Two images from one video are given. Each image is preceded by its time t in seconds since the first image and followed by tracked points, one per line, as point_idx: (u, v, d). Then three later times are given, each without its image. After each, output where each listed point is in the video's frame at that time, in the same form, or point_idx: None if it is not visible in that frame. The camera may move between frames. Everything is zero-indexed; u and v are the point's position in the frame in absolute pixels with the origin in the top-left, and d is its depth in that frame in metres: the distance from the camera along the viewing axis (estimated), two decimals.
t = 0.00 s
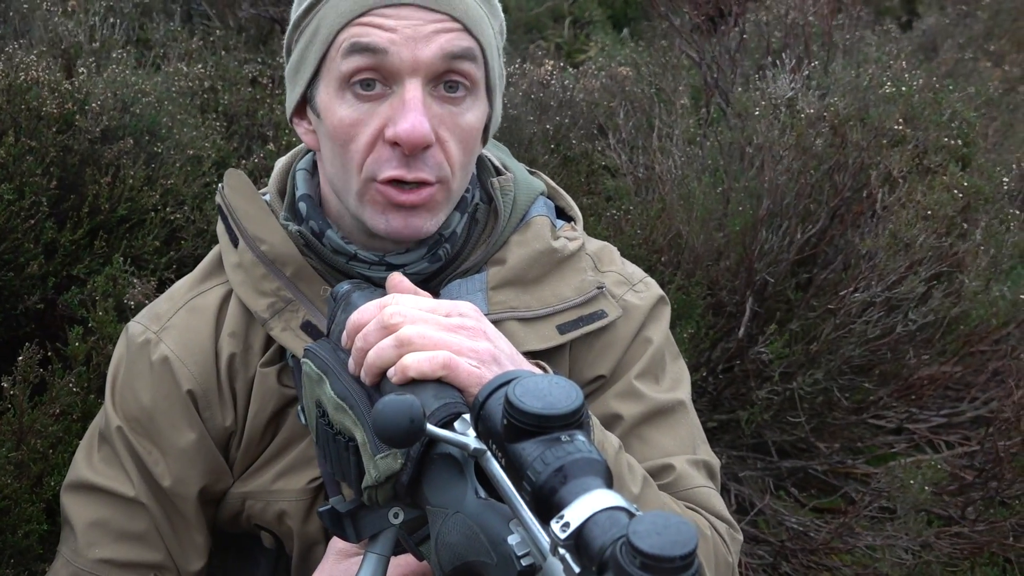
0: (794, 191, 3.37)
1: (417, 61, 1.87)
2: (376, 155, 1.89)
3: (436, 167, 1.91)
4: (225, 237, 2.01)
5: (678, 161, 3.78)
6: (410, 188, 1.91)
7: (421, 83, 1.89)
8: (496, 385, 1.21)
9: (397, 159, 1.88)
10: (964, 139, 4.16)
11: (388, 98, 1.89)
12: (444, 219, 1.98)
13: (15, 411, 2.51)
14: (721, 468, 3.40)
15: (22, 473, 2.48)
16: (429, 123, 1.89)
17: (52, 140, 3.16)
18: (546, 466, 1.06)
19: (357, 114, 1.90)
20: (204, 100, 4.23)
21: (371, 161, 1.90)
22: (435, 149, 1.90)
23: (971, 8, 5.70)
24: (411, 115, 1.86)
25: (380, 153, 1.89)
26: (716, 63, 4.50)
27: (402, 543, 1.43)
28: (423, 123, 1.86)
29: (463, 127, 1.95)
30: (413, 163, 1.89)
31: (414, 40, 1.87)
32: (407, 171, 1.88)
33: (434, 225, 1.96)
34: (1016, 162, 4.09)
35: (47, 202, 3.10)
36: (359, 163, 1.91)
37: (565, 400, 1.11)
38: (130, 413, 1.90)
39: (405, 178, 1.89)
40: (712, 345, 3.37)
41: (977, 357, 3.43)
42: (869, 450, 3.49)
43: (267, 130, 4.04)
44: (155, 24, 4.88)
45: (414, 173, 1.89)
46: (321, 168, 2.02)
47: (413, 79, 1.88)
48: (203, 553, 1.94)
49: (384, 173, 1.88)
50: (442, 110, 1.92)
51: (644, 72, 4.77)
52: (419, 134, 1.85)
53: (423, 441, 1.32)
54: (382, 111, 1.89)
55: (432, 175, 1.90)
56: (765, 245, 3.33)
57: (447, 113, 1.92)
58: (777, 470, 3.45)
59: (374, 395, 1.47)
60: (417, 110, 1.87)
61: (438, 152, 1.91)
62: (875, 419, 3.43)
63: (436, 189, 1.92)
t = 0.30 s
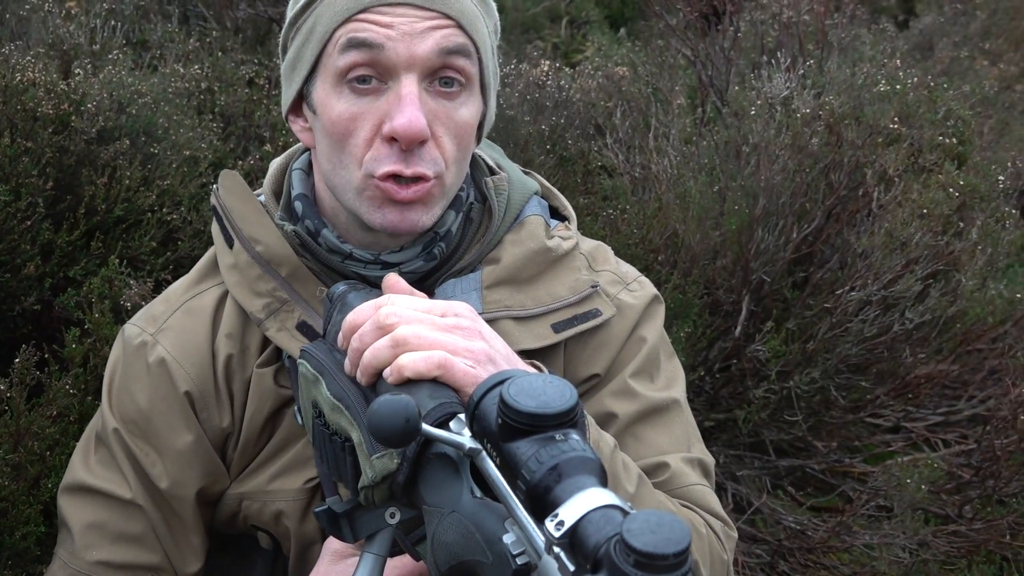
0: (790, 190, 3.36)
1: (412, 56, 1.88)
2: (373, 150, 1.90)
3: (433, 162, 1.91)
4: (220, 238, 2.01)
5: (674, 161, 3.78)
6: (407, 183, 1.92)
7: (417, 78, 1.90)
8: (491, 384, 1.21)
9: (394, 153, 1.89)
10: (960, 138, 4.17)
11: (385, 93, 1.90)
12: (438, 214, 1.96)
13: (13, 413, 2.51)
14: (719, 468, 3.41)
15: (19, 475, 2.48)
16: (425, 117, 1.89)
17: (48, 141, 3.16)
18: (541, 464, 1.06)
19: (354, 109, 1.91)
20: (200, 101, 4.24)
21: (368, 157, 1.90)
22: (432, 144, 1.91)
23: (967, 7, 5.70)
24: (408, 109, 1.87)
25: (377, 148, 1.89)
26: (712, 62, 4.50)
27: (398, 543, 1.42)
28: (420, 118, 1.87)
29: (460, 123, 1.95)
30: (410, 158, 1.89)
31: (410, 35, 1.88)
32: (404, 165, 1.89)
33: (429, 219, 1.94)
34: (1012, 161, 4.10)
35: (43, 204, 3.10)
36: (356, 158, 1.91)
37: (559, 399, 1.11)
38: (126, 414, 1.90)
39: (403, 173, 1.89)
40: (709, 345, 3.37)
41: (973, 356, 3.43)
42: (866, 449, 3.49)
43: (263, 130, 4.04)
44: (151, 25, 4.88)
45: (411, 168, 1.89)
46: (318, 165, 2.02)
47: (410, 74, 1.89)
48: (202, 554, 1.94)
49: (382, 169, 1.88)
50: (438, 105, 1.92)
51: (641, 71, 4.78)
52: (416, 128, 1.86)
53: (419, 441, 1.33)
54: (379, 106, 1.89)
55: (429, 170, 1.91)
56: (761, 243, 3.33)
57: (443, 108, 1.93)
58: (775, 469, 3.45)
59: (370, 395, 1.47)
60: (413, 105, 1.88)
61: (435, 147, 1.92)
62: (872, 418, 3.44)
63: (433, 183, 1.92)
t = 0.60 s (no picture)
0: (789, 190, 3.36)
1: (413, 56, 1.88)
2: (374, 150, 1.90)
3: (434, 161, 1.92)
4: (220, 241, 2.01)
5: (673, 161, 3.79)
6: (408, 182, 1.92)
7: (418, 78, 1.90)
8: (488, 384, 1.22)
9: (394, 153, 1.89)
10: (958, 138, 4.17)
11: (386, 93, 1.90)
12: (439, 215, 1.97)
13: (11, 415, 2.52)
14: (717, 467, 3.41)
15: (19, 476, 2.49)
16: (426, 117, 1.90)
17: (46, 143, 3.16)
18: (537, 463, 1.07)
19: (355, 109, 1.91)
20: (198, 102, 4.24)
21: (368, 156, 1.90)
22: (433, 143, 1.91)
23: (965, 7, 5.70)
24: (408, 109, 1.87)
25: (377, 147, 1.90)
26: (710, 62, 4.50)
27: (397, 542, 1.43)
28: (421, 117, 1.87)
29: (460, 123, 1.95)
30: (410, 157, 1.89)
31: (411, 35, 1.88)
32: (404, 165, 1.89)
33: (429, 220, 1.94)
34: (1009, 161, 4.10)
35: (41, 205, 3.10)
36: (357, 157, 1.91)
37: (556, 398, 1.12)
38: (127, 416, 1.91)
39: (404, 172, 1.90)
40: (707, 345, 3.38)
41: (971, 355, 3.44)
42: (864, 448, 3.50)
43: (262, 132, 4.04)
44: (150, 27, 4.89)
45: (411, 167, 1.90)
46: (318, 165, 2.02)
47: (411, 73, 1.89)
48: (202, 555, 1.95)
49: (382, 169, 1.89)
50: (440, 105, 1.93)
51: (639, 72, 4.78)
52: (416, 127, 1.86)
53: (416, 440, 1.33)
54: (379, 106, 1.90)
55: (430, 169, 1.91)
56: (760, 243, 3.33)
57: (444, 108, 1.93)
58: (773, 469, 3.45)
59: (368, 395, 1.48)
60: (414, 104, 1.88)
61: (436, 146, 1.92)
62: (870, 417, 3.44)
63: (434, 182, 1.93)
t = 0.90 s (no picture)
0: (790, 189, 3.36)
1: (409, 54, 1.88)
2: (370, 148, 1.90)
3: (431, 159, 1.91)
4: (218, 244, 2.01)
5: (674, 161, 3.79)
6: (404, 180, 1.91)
7: (414, 76, 1.90)
8: (492, 385, 1.21)
9: (390, 150, 1.89)
10: (959, 137, 4.17)
11: (382, 91, 1.90)
12: (436, 212, 1.96)
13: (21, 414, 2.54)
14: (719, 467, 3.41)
15: (25, 475, 2.51)
16: (422, 115, 1.89)
17: (47, 143, 3.16)
18: (542, 465, 1.07)
19: (351, 108, 1.91)
20: (199, 102, 4.24)
21: (364, 154, 1.90)
22: (429, 141, 1.91)
23: (965, 7, 5.69)
24: (404, 106, 1.87)
25: (373, 145, 1.89)
26: (710, 62, 4.50)
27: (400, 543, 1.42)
28: (416, 115, 1.87)
29: (457, 121, 1.95)
30: (406, 155, 1.89)
31: (406, 33, 1.88)
32: (400, 162, 1.89)
33: (427, 219, 1.94)
34: (1011, 161, 4.10)
35: (42, 205, 3.10)
36: (353, 156, 1.91)
37: (560, 399, 1.11)
38: (119, 416, 1.92)
39: (400, 169, 1.89)
40: (708, 345, 3.37)
41: (973, 355, 3.44)
42: (866, 448, 3.50)
43: (262, 131, 4.04)
44: (151, 27, 4.89)
45: (407, 165, 1.89)
46: (315, 165, 2.02)
47: (406, 71, 1.89)
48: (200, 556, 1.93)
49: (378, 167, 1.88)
50: (436, 103, 1.92)
51: (640, 72, 4.78)
52: (412, 125, 1.86)
53: (420, 441, 1.33)
54: (375, 104, 1.90)
55: (427, 167, 1.91)
56: (760, 243, 3.33)
57: (440, 106, 1.93)
58: (775, 468, 3.45)
59: (370, 395, 1.47)
60: (409, 102, 1.88)
61: (432, 144, 1.91)
62: (872, 417, 3.44)
63: (430, 180, 1.92)
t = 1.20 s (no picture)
0: (791, 190, 3.36)
1: (382, 35, 1.88)
2: (349, 131, 1.89)
3: (411, 139, 1.91)
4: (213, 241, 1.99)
5: (674, 162, 3.79)
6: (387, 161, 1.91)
7: (388, 56, 1.90)
8: (493, 385, 1.21)
9: (370, 131, 1.88)
10: (960, 138, 4.17)
11: (358, 75, 1.90)
12: (423, 201, 1.94)
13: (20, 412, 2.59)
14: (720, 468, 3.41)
15: (25, 473, 2.56)
16: (399, 94, 1.89)
17: (48, 144, 3.16)
18: (542, 465, 1.07)
19: (328, 94, 1.91)
20: (200, 103, 4.25)
21: (345, 137, 1.89)
22: (408, 121, 1.90)
23: (966, 8, 5.69)
24: (381, 86, 1.87)
25: (352, 128, 1.89)
26: (711, 63, 4.50)
27: (400, 543, 1.42)
28: (393, 94, 1.87)
29: (436, 101, 1.96)
30: (386, 135, 1.88)
31: (377, 13, 1.88)
32: (381, 143, 1.88)
33: (413, 207, 1.92)
34: (1012, 161, 4.10)
35: (44, 206, 3.10)
36: (334, 141, 1.91)
37: (560, 399, 1.12)
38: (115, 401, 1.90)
39: (381, 150, 1.88)
40: (710, 345, 3.37)
41: (974, 356, 3.44)
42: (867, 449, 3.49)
43: (263, 132, 4.05)
44: (152, 28, 4.90)
45: (389, 145, 1.89)
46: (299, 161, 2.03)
47: (381, 52, 1.89)
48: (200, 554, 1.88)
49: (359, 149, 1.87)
50: (413, 84, 1.93)
51: (640, 73, 4.78)
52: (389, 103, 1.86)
53: (421, 441, 1.33)
54: (352, 88, 1.90)
55: (408, 146, 1.90)
56: (761, 243, 3.33)
57: (418, 86, 1.93)
58: (776, 469, 3.45)
59: (370, 395, 1.48)
60: (386, 82, 1.88)
61: (412, 124, 1.91)
62: (873, 417, 3.44)
63: (413, 160, 1.91)
